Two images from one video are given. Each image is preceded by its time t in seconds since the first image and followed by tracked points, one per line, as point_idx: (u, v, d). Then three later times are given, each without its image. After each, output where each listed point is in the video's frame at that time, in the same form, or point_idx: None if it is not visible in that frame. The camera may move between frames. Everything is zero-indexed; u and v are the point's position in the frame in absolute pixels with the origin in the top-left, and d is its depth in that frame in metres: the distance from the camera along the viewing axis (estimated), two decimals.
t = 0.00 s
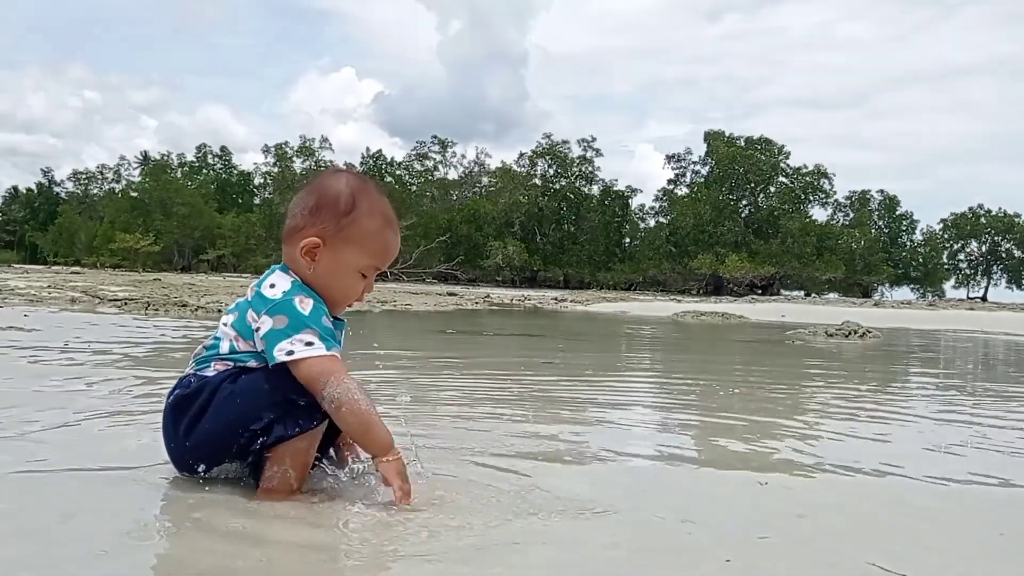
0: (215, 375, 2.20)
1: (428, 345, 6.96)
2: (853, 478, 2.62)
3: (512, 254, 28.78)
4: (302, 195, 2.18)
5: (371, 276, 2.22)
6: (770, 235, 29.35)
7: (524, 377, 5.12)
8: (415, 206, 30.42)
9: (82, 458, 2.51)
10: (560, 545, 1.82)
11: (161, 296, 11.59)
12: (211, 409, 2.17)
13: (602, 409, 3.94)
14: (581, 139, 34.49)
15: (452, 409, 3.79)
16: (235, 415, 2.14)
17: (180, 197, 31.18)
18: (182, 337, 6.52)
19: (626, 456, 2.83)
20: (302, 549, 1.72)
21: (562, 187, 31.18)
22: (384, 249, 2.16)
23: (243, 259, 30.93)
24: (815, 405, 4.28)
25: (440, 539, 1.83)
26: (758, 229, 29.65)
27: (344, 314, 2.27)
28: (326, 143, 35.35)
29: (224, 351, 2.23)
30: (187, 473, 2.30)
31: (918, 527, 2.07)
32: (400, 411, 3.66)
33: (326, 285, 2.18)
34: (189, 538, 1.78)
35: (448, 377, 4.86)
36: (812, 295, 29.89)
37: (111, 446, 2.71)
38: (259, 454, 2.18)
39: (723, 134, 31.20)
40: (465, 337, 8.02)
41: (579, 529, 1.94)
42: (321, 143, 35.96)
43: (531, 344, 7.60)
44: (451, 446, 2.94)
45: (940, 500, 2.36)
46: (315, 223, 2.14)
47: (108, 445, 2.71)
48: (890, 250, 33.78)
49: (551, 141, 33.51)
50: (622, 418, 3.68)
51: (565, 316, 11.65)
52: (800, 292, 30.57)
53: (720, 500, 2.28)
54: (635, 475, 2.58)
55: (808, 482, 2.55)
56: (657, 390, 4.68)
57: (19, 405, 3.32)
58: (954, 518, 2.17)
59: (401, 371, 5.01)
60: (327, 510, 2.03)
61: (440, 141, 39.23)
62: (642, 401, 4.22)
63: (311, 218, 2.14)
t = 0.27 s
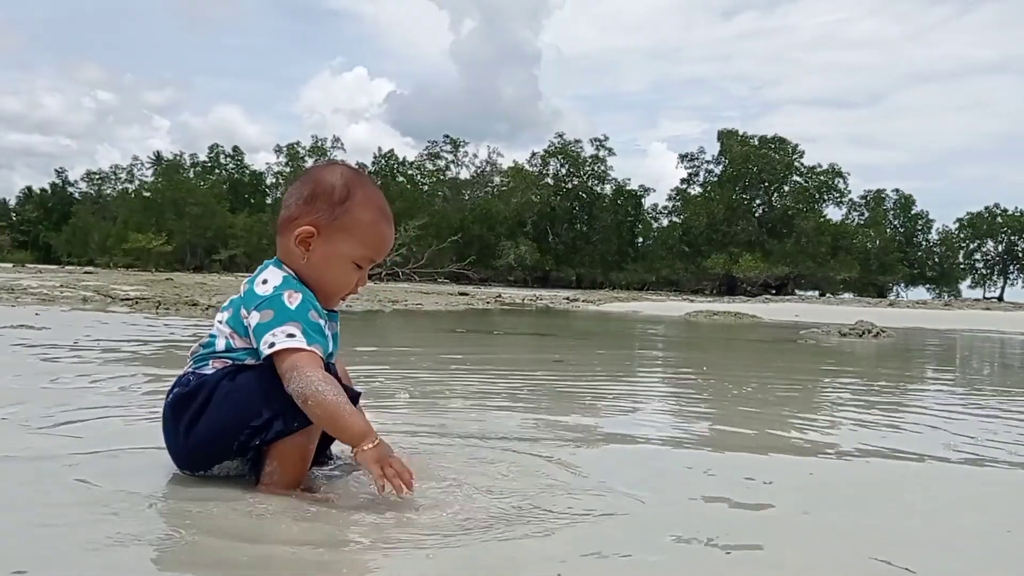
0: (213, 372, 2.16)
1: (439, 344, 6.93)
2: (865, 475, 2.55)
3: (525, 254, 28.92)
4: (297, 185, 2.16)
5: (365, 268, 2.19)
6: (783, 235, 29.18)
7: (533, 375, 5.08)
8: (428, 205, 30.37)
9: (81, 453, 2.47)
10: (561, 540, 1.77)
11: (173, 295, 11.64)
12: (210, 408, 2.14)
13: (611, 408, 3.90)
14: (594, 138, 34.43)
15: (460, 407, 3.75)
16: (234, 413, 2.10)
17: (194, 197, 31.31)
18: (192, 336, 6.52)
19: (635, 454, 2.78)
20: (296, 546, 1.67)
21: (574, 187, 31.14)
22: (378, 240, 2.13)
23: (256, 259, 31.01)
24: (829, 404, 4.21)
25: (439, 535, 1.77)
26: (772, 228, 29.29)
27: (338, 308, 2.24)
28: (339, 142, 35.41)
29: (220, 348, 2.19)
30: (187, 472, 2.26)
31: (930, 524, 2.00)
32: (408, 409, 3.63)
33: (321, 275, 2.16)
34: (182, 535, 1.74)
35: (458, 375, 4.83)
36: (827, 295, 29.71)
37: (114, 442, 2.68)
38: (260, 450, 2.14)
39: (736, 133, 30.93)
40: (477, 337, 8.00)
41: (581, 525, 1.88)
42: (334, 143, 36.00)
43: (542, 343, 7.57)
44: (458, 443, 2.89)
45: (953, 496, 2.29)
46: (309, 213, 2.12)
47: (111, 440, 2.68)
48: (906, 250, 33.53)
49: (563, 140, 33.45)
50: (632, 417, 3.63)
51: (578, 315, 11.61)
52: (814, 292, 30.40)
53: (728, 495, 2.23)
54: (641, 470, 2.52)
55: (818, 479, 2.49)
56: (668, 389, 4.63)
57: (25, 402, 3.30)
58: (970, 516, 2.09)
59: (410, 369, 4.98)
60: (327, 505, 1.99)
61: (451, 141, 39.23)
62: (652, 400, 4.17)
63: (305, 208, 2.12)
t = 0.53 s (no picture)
0: (221, 371, 2.20)
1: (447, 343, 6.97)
2: (868, 475, 2.56)
3: (534, 254, 28.97)
4: (310, 189, 2.18)
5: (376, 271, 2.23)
6: (793, 235, 29.21)
7: (541, 374, 5.10)
8: (438, 206, 30.50)
9: (90, 449, 2.51)
10: (562, 541, 1.78)
11: (185, 295, 11.72)
12: (216, 406, 2.18)
13: (618, 407, 3.91)
14: (603, 138, 34.47)
15: (467, 406, 3.78)
16: (240, 411, 2.15)
17: (206, 198, 31.55)
18: (202, 335, 6.57)
19: (639, 453, 2.80)
20: (302, 542, 1.70)
21: (584, 186, 31.21)
22: (390, 244, 2.18)
23: (268, 259, 31.17)
24: (837, 404, 4.21)
25: (441, 534, 1.79)
26: (781, 229, 29.39)
27: (347, 309, 2.28)
28: (349, 142, 35.54)
29: (229, 347, 2.23)
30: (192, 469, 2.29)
31: (930, 525, 2.01)
32: (415, 408, 3.65)
33: (333, 277, 2.18)
34: (191, 531, 1.77)
35: (465, 375, 4.85)
36: (837, 295, 29.65)
37: (124, 438, 2.72)
38: (265, 449, 2.19)
39: (746, 133, 30.90)
40: (485, 336, 8.04)
41: (582, 525, 1.90)
42: (345, 143, 36.19)
43: (550, 343, 7.59)
44: (464, 442, 2.92)
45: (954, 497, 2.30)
46: (323, 217, 2.14)
47: (121, 437, 2.72)
48: (916, 250, 33.46)
49: (573, 141, 33.55)
50: (638, 417, 3.64)
51: (587, 315, 11.63)
52: (824, 292, 30.33)
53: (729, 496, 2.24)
54: (645, 470, 2.54)
55: (820, 478, 2.50)
56: (675, 389, 4.64)
57: (37, 399, 3.35)
58: (971, 518, 2.10)
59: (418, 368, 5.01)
60: (333, 503, 2.01)
61: (461, 141, 39.28)
62: (659, 400, 4.19)
63: (319, 211, 2.14)
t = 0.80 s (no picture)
0: (230, 371, 2.20)
1: (453, 343, 6.97)
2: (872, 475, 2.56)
3: (540, 253, 28.98)
4: (318, 188, 2.18)
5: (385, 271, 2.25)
6: (800, 235, 29.17)
7: (546, 375, 5.09)
8: (444, 206, 30.53)
9: (95, 449, 2.51)
10: (566, 541, 1.77)
11: (191, 295, 11.76)
12: (225, 405, 2.18)
13: (624, 408, 3.91)
14: (610, 138, 34.45)
15: (472, 406, 3.77)
16: (249, 411, 2.15)
17: (212, 198, 31.64)
18: (208, 335, 6.59)
19: (645, 454, 2.79)
20: (309, 543, 1.70)
21: (590, 186, 31.20)
22: (399, 245, 2.20)
23: (274, 259, 31.21)
24: (843, 405, 4.20)
25: (445, 534, 1.79)
26: (788, 228, 29.36)
27: (355, 309, 2.29)
28: (356, 143, 35.57)
29: (239, 348, 2.23)
30: (198, 468, 2.28)
31: (936, 526, 2.00)
32: (419, 408, 3.65)
33: (344, 280, 2.21)
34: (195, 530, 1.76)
35: (471, 375, 4.85)
36: (844, 295, 29.59)
37: (130, 437, 2.72)
38: (272, 450, 2.18)
39: (753, 133, 30.86)
40: (491, 336, 8.04)
41: (586, 526, 1.90)
42: (351, 143, 36.22)
43: (555, 343, 7.58)
44: (468, 443, 2.92)
45: (963, 499, 2.28)
46: (333, 217, 2.15)
47: (126, 436, 2.72)
48: (923, 249, 33.39)
49: (579, 141, 33.53)
50: (644, 417, 3.63)
51: (593, 315, 11.63)
52: (831, 292, 30.27)
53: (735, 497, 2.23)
54: (650, 471, 2.53)
55: (827, 479, 2.49)
56: (681, 389, 4.64)
57: (44, 399, 3.36)
58: (976, 519, 2.08)
59: (423, 369, 5.01)
60: (338, 503, 2.01)
61: (467, 141, 39.28)
62: (665, 400, 4.18)
63: (329, 212, 2.15)
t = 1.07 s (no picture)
0: (230, 375, 2.20)
1: (457, 344, 6.98)
2: (875, 478, 2.55)
3: (544, 254, 28.98)
4: (327, 196, 2.20)
5: (392, 278, 2.24)
6: (804, 235, 29.11)
7: (550, 376, 5.09)
8: (448, 206, 30.55)
9: (101, 451, 2.53)
10: (565, 544, 1.77)
11: (196, 295, 11.79)
12: (225, 408, 2.18)
13: (627, 409, 3.91)
14: (614, 138, 34.42)
15: (476, 408, 3.78)
16: (248, 414, 2.14)
17: (216, 198, 31.71)
18: (212, 337, 6.61)
19: (649, 457, 2.77)
20: (305, 545, 1.70)
21: (594, 186, 31.19)
22: (405, 252, 2.20)
23: (278, 260, 31.23)
24: (847, 406, 4.19)
25: (444, 538, 1.79)
26: (793, 229, 29.31)
27: (360, 316, 2.29)
28: (360, 143, 35.59)
29: (239, 351, 2.23)
30: (201, 473, 2.28)
31: (938, 527, 2.00)
32: (423, 410, 3.65)
33: (350, 285, 2.20)
34: (197, 531, 1.77)
35: (474, 377, 4.86)
36: (848, 295, 29.54)
37: (135, 438, 2.73)
38: (274, 456, 2.17)
39: (757, 133, 30.82)
40: (494, 337, 8.04)
41: (585, 527, 1.90)
42: (355, 143, 36.25)
43: (559, 344, 7.58)
44: (472, 444, 2.91)
45: (969, 504, 2.26)
46: (342, 225, 2.16)
47: (130, 438, 2.73)
48: (928, 249, 33.32)
49: (583, 141, 33.53)
50: (647, 418, 3.64)
51: (597, 316, 11.63)
52: (835, 292, 30.22)
53: (738, 499, 2.23)
54: (652, 473, 2.53)
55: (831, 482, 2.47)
56: (685, 390, 4.63)
57: (48, 401, 3.37)
58: (978, 521, 2.09)
59: (427, 370, 5.02)
60: (336, 507, 2.01)
61: (471, 141, 39.30)
62: (669, 401, 4.18)
63: (338, 219, 2.16)
